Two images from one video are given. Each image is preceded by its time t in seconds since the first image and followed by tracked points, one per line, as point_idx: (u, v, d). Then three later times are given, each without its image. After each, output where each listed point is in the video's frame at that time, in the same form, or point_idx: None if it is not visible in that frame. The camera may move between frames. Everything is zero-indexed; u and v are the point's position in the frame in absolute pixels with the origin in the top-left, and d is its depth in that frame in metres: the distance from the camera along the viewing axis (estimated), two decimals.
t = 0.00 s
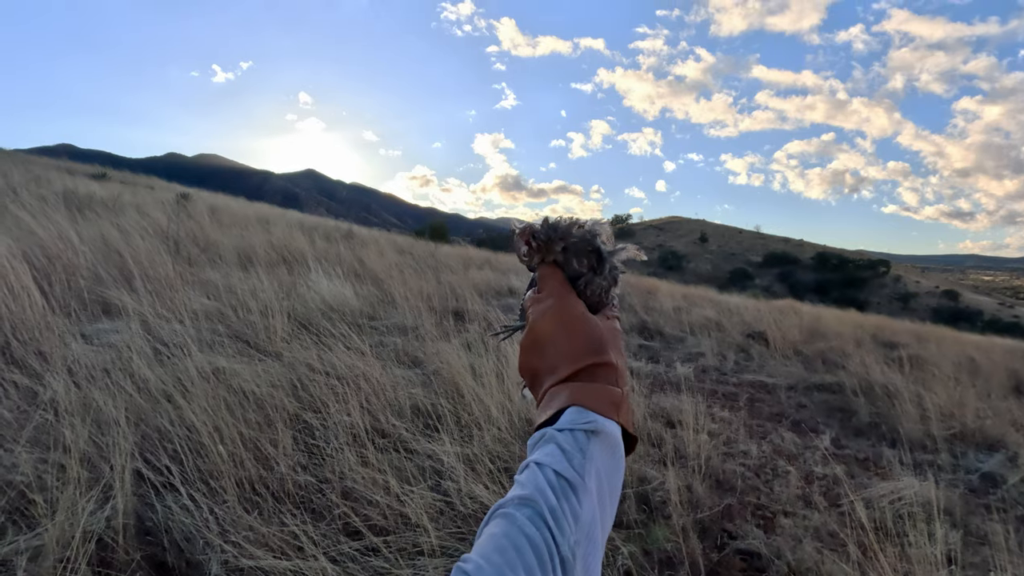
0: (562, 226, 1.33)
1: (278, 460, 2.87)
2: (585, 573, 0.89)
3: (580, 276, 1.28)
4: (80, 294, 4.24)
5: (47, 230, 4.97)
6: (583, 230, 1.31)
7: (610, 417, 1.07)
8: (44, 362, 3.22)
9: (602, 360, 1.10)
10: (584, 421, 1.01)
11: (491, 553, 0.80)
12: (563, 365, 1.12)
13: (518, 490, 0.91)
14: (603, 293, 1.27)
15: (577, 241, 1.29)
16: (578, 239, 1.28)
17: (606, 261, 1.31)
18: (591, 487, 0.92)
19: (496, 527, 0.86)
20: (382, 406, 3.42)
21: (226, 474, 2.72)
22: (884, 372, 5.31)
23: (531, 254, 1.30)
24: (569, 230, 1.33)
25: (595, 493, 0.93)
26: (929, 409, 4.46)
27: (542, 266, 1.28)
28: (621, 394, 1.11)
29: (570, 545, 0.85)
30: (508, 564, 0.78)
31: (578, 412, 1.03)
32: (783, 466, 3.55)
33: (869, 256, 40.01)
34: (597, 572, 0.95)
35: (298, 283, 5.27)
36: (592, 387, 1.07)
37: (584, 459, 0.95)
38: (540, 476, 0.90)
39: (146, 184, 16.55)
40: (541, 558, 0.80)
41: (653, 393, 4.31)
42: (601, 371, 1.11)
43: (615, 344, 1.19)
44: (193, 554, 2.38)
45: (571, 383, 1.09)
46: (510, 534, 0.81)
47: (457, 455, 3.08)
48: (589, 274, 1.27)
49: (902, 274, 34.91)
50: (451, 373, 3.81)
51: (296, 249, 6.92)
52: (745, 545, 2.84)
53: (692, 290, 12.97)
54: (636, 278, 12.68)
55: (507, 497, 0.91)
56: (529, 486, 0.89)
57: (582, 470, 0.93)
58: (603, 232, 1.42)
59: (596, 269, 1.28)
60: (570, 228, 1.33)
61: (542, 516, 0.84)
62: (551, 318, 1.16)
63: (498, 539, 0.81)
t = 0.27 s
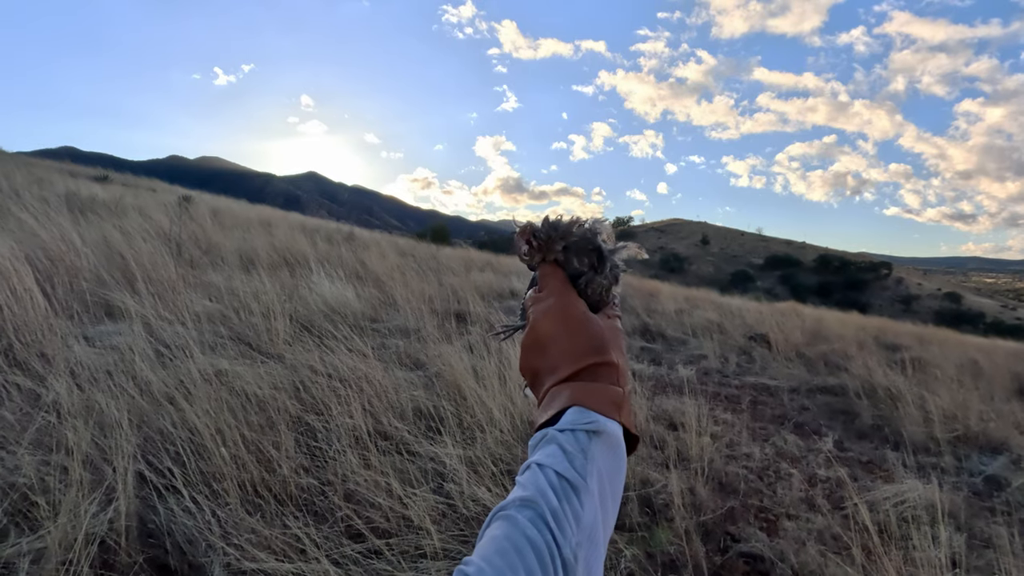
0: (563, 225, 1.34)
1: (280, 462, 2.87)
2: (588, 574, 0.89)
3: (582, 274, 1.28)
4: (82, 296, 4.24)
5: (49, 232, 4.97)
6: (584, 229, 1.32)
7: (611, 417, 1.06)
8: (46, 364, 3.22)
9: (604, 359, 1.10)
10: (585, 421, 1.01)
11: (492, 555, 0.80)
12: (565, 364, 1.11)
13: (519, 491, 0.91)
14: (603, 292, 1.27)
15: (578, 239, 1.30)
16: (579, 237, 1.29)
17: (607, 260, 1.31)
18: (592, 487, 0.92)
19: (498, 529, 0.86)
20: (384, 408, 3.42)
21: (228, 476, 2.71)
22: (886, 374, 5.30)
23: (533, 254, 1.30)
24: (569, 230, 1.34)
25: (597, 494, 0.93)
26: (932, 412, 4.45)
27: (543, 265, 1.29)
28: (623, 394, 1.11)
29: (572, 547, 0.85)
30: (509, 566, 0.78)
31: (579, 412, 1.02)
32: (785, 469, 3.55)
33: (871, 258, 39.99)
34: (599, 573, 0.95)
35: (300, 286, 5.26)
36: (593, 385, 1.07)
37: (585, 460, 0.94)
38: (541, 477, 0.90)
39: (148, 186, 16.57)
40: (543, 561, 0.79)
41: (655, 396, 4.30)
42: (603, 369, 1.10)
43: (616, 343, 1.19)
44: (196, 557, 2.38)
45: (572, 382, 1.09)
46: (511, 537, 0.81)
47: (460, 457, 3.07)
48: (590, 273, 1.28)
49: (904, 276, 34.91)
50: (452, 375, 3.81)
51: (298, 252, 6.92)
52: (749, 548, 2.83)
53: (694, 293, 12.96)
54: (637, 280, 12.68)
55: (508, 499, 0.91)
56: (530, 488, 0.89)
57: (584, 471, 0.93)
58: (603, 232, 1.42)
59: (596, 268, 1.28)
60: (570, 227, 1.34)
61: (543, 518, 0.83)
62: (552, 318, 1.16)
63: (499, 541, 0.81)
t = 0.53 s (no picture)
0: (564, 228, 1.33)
1: (285, 463, 2.86)
2: None
3: (585, 275, 1.27)
4: (87, 296, 4.24)
5: (53, 232, 4.97)
6: (586, 229, 1.31)
7: (616, 419, 1.06)
8: (51, 364, 3.22)
9: (608, 361, 1.09)
10: (589, 423, 1.01)
11: (496, 560, 0.80)
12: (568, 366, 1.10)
13: (523, 494, 0.90)
14: (608, 292, 1.25)
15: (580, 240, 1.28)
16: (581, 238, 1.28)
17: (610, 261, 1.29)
18: (597, 490, 0.92)
19: (503, 533, 0.86)
20: (389, 409, 3.41)
21: (233, 477, 2.71)
22: (890, 375, 5.29)
23: (535, 255, 1.29)
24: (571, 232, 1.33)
25: (602, 497, 0.93)
26: (937, 412, 4.44)
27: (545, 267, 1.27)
28: (627, 396, 1.10)
29: (578, 550, 0.84)
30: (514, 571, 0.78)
31: (582, 415, 1.02)
32: (790, 469, 3.54)
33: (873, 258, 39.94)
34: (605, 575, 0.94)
35: (304, 286, 5.26)
36: (597, 388, 1.06)
37: (590, 462, 0.94)
38: (545, 481, 0.90)
39: (151, 186, 16.59)
40: (548, 564, 0.79)
41: (659, 396, 4.29)
42: (607, 371, 1.09)
43: (621, 345, 1.18)
44: (201, 557, 2.38)
45: (575, 384, 1.08)
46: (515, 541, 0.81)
47: (464, 458, 3.07)
48: (593, 274, 1.26)
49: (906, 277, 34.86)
50: (456, 375, 3.81)
51: (301, 252, 6.92)
52: (754, 549, 2.82)
53: (697, 293, 12.95)
54: (640, 280, 12.67)
55: (513, 502, 0.91)
56: (534, 491, 0.89)
57: (588, 473, 0.92)
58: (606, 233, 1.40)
59: (600, 268, 1.26)
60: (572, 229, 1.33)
61: (548, 522, 0.83)
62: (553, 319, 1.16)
63: (504, 545, 0.81)
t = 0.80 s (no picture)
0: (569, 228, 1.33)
1: (293, 459, 2.87)
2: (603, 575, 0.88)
3: (592, 271, 1.26)
4: (96, 292, 4.25)
5: (62, 229, 4.99)
6: (593, 224, 1.29)
7: (624, 417, 1.05)
8: (61, 360, 3.24)
9: (617, 358, 1.09)
10: (597, 421, 1.00)
11: (503, 560, 0.80)
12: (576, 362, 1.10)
13: (531, 493, 0.90)
14: (615, 288, 1.24)
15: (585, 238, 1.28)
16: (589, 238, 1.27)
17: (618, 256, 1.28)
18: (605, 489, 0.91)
19: (510, 532, 0.85)
20: (396, 405, 3.42)
21: (242, 473, 2.72)
22: (900, 371, 5.26)
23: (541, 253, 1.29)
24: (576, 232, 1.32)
25: (610, 495, 0.92)
26: (947, 410, 4.42)
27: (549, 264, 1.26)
28: (635, 393, 1.09)
29: (586, 549, 0.84)
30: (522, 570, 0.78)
31: (590, 412, 1.02)
32: (798, 466, 3.53)
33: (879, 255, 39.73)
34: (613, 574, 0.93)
35: (311, 282, 5.27)
36: (605, 385, 1.05)
37: (598, 460, 0.93)
38: (553, 479, 0.89)
39: (159, 183, 16.64)
40: (556, 564, 0.79)
41: (667, 393, 4.29)
42: (615, 368, 1.09)
43: (629, 342, 1.17)
44: (210, 553, 2.39)
45: (583, 381, 1.07)
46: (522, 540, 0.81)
47: (472, 454, 3.08)
48: (600, 270, 1.25)
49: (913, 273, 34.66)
50: (464, 372, 3.80)
51: (308, 248, 6.93)
52: (762, 547, 2.81)
53: (704, 289, 12.91)
54: (647, 277, 12.63)
55: (520, 501, 0.90)
56: (542, 490, 0.88)
57: (596, 471, 0.92)
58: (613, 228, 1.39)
59: (607, 263, 1.25)
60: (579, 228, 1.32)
61: (555, 521, 0.83)
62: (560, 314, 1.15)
63: (511, 545, 0.81)
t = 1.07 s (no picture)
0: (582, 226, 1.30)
1: (305, 451, 2.88)
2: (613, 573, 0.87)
3: (602, 264, 1.22)
4: (109, 285, 4.27)
5: (74, 222, 5.01)
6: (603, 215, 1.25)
7: (634, 411, 1.03)
8: (75, 353, 3.26)
9: (626, 352, 1.07)
10: (606, 416, 0.99)
11: (513, 559, 0.80)
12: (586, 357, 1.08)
13: (540, 491, 0.89)
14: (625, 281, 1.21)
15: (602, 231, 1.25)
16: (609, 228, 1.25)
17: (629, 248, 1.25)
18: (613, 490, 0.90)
19: (518, 530, 0.85)
20: (407, 398, 3.42)
21: (253, 465, 2.73)
22: (913, 366, 5.22)
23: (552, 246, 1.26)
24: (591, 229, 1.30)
25: (619, 491, 0.91)
26: (960, 404, 4.38)
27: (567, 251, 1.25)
28: (646, 386, 1.07)
29: (595, 547, 0.83)
30: (530, 570, 0.77)
31: (599, 407, 1.00)
32: (810, 461, 3.51)
33: (891, 248, 39.34)
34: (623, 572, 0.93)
35: (321, 276, 5.28)
36: (615, 380, 1.04)
37: (607, 456, 0.92)
38: (562, 476, 0.89)
39: (170, 177, 16.73)
40: (564, 562, 0.78)
41: (677, 387, 4.27)
42: (624, 362, 1.07)
43: (639, 334, 1.15)
44: (223, 544, 2.41)
45: (592, 376, 1.06)
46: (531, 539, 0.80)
47: (482, 447, 3.08)
48: (611, 262, 1.21)
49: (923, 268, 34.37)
50: (474, 365, 3.80)
51: (318, 242, 6.94)
52: (773, 541, 2.80)
53: (714, 283, 12.85)
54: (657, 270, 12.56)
55: (529, 499, 0.90)
56: (550, 488, 0.88)
57: (605, 468, 0.91)
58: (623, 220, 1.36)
59: (618, 257, 1.21)
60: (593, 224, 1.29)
61: (564, 519, 0.82)
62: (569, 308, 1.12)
63: (519, 544, 0.80)
